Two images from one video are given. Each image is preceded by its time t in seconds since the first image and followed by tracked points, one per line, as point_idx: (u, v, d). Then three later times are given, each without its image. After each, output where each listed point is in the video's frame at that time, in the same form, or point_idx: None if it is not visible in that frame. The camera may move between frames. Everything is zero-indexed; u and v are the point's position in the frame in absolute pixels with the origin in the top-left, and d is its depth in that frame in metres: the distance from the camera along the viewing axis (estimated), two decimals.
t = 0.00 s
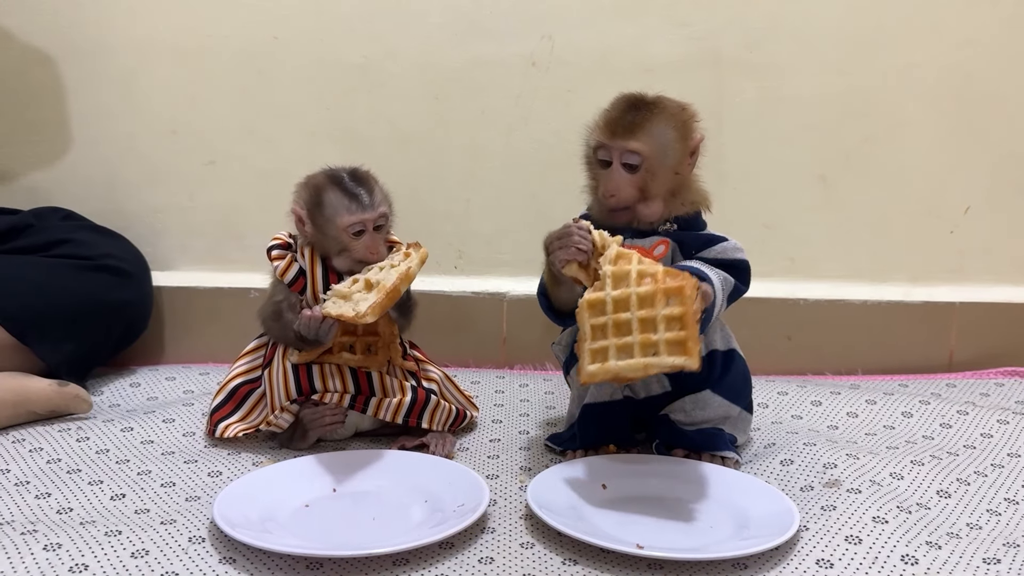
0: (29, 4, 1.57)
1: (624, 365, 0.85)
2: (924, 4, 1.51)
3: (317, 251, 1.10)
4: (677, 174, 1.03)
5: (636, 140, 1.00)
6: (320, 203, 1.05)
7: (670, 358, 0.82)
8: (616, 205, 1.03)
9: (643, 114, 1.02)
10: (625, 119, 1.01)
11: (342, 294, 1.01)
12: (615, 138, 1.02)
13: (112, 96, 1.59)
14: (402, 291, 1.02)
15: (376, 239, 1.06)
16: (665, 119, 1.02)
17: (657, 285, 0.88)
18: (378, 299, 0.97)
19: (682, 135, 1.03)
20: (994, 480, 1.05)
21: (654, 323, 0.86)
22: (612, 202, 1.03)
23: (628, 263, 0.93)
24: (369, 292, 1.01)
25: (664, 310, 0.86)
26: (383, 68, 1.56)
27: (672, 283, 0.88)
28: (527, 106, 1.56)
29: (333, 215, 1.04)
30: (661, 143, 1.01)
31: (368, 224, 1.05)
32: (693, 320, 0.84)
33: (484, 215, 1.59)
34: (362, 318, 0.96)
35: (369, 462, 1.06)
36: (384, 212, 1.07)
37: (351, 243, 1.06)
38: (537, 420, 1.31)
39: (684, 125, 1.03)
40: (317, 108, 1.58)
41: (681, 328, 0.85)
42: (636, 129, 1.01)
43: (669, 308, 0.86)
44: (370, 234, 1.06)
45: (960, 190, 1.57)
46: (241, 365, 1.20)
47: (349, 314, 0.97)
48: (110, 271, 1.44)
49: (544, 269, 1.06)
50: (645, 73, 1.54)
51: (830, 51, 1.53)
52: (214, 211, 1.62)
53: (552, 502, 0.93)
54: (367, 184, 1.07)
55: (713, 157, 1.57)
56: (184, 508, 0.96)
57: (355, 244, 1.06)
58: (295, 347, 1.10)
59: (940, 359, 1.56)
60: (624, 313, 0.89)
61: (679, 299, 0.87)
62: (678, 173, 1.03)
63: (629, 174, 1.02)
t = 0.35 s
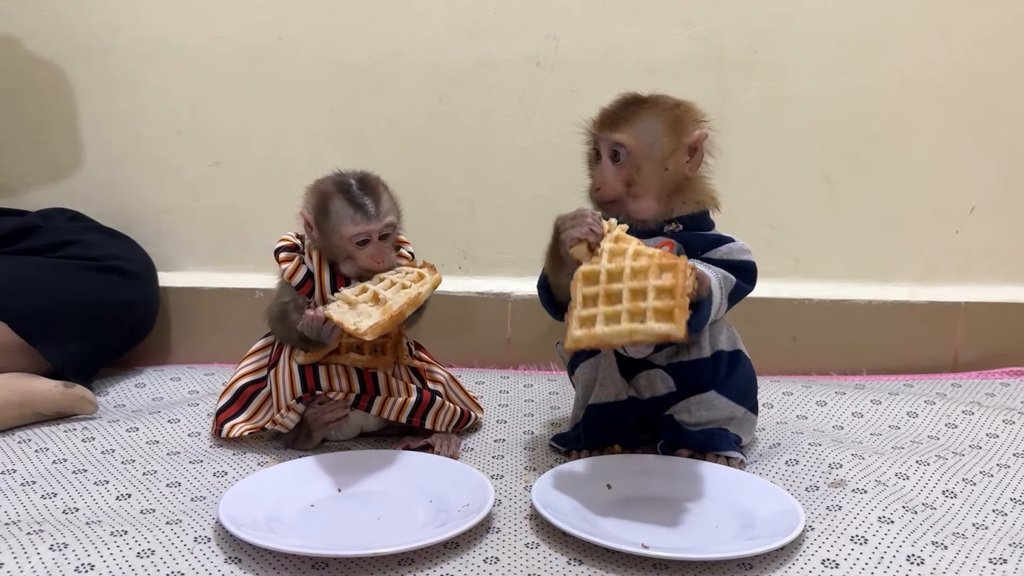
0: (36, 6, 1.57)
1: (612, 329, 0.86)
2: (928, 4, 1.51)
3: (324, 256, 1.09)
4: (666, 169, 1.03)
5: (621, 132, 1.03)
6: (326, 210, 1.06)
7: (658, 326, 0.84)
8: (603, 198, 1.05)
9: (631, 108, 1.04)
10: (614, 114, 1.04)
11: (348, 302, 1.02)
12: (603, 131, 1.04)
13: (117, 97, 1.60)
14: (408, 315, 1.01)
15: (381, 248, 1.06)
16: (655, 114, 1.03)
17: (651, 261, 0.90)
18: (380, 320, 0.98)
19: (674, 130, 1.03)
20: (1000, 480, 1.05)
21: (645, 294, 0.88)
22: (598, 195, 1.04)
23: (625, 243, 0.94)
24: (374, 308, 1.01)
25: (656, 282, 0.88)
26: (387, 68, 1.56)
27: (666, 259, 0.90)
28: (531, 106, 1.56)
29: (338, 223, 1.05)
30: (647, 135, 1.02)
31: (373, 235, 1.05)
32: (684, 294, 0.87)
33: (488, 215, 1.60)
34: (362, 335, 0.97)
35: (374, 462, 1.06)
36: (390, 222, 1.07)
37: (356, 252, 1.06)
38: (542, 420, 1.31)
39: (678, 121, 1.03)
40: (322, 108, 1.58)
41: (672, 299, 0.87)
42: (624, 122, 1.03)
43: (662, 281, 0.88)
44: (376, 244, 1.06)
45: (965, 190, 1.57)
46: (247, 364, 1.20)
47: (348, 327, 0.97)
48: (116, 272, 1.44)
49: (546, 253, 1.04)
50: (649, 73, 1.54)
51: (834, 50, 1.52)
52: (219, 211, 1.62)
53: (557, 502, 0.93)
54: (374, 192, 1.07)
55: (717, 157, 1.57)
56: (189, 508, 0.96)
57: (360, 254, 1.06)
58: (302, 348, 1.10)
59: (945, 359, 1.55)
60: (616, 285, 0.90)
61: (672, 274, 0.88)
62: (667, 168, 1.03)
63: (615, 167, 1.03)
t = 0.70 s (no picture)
0: (41, 7, 1.58)
1: (592, 316, 0.87)
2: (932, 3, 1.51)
3: (328, 254, 1.10)
4: (665, 170, 1.03)
5: (620, 130, 1.03)
6: (327, 205, 1.06)
7: (634, 314, 0.84)
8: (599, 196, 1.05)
9: (631, 108, 1.04)
10: (615, 113, 1.05)
11: (352, 293, 1.02)
12: (604, 129, 1.05)
13: (121, 99, 1.60)
14: (410, 294, 1.01)
15: (381, 243, 1.06)
16: (656, 114, 1.04)
17: (641, 248, 0.89)
18: (384, 298, 0.97)
19: (673, 130, 1.03)
20: (1004, 480, 1.04)
21: (627, 282, 0.88)
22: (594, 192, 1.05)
23: (619, 230, 0.94)
24: (376, 292, 1.01)
25: (639, 270, 0.87)
26: (391, 69, 1.56)
27: (654, 247, 0.89)
28: (534, 106, 1.56)
29: (338, 218, 1.05)
30: (646, 134, 1.03)
31: (371, 229, 1.05)
32: (665, 281, 0.85)
33: (492, 215, 1.60)
34: (365, 316, 0.96)
35: (377, 462, 1.06)
36: (389, 216, 1.06)
37: (356, 247, 1.06)
38: (545, 420, 1.31)
39: (678, 122, 1.03)
40: (325, 109, 1.58)
41: (653, 287, 0.85)
42: (624, 121, 1.04)
43: (645, 269, 0.87)
44: (375, 239, 1.06)
45: (969, 190, 1.56)
46: (251, 365, 1.21)
47: (352, 311, 0.97)
48: (120, 273, 1.44)
49: (549, 240, 1.05)
50: (652, 73, 1.54)
51: (838, 50, 1.52)
52: (222, 212, 1.62)
53: (560, 502, 0.93)
54: (375, 188, 1.07)
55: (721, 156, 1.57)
56: (192, 508, 0.96)
57: (360, 248, 1.06)
58: (304, 347, 1.10)
59: (949, 359, 1.55)
60: (604, 272, 0.91)
61: (655, 261, 0.87)
62: (666, 169, 1.03)
63: (613, 165, 1.04)
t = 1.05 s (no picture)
0: (44, 8, 1.58)
1: (601, 332, 0.87)
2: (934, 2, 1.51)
3: (326, 257, 1.10)
4: (655, 165, 1.04)
5: (616, 121, 1.06)
6: (321, 204, 1.07)
7: (644, 330, 0.84)
8: (589, 184, 1.06)
9: (632, 106, 1.06)
10: (617, 106, 1.07)
11: (348, 289, 1.03)
12: (603, 121, 1.08)
13: (125, 99, 1.60)
14: (403, 298, 1.00)
15: (366, 246, 1.05)
16: (656, 112, 1.05)
17: (644, 260, 0.89)
18: (372, 298, 0.97)
19: (670, 128, 1.04)
20: (1008, 479, 1.04)
21: (634, 295, 0.88)
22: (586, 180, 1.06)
23: (621, 242, 0.94)
24: (370, 293, 1.01)
25: (644, 284, 0.87)
26: (393, 69, 1.57)
27: (658, 259, 0.89)
28: (536, 106, 1.57)
29: (328, 218, 1.05)
30: (640, 128, 1.04)
31: (358, 232, 1.04)
32: (672, 294, 0.86)
33: (494, 215, 1.60)
34: (350, 313, 0.96)
35: (380, 462, 1.06)
36: (378, 221, 1.05)
37: (343, 249, 1.06)
38: (548, 420, 1.31)
39: (675, 120, 1.04)
40: (328, 109, 1.59)
41: (660, 301, 0.86)
42: (623, 114, 1.06)
43: (651, 282, 0.87)
44: (360, 242, 1.04)
45: (971, 189, 1.56)
46: (253, 366, 1.20)
47: (340, 308, 0.97)
48: (123, 273, 1.45)
49: (549, 245, 1.06)
50: (655, 72, 1.55)
51: (840, 49, 1.52)
52: (225, 212, 1.63)
53: (564, 501, 0.93)
54: (369, 189, 1.06)
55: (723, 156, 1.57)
56: (195, 508, 0.96)
57: (345, 250, 1.05)
58: (306, 346, 1.11)
59: (953, 359, 1.55)
60: (608, 285, 0.91)
61: (661, 274, 0.87)
62: (655, 164, 1.04)
63: (605, 155, 1.06)
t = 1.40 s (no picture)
0: (44, 8, 1.58)
1: (618, 353, 0.86)
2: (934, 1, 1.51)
3: (322, 260, 1.10)
4: (697, 168, 1.04)
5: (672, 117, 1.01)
6: (309, 207, 1.07)
7: (661, 348, 0.84)
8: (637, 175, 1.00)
9: (676, 103, 1.03)
10: (661, 98, 1.03)
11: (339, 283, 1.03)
12: (651, 111, 1.02)
13: (125, 100, 1.60)
14: (391, 273, 0.98)
15: (355, 248, 1.05)
16: (697, 113, 1.04)
17: (651, 276, 0.89)
18: (358, 270, 0.97)
19: (707, 132, 1.05)
20: (1009, 477, 1.04)
21: (646, 313, 0.87)
22: (636, 170, 0.99)
23: (625, 257, 0.93)
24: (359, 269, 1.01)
25: (655, 300, 0.87)
26: (393, 69, 1.57)
27: (665, 273, 0.88)
28: (537, 106, 1.57)
29: (315, 221, 1.06)
30: (693, 128, 1.02)
31: (345, 234, 1.04)
32: (685, 309, 0.86)
33: (494, 215, 1.60)
34: (340, 290, 0.97)
35: (380, 462, 1.06)
36: (365, 222, 1.05)
37: (332, 251, 1.06)
38: (548, 419, 1.31)
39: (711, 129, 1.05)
40: (329, 109, 1.59)
41: (674, 317, 0.86)
42: (679, 113, 1.02)
43: (662, 298, 0.87)
44: (349, 244, 1.04)
45: (972, 188, 1.56)
46: (252, 368, 1.20)
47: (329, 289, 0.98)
48: (124, 273, 1.44)
49: (549, 252, 1.07)
50: (655, 72, 1.55)
51: (840, 49, 1.53)
52: (226, 212, 1.63)
53: (565, 500, 0.93)
54: (355, 191, 1.06)
55: (723, 155, 1.57)
56: (196, 508, 0.96)
57: (335, 252, 1.06)
58: (303, 348, 1.11)
59: (953, 358, 1.55)
60: (617, 303, 0.90)
61: (671, 289, 0.87)
62: (698, 168, 1.04)
63: (662, 150, 1.00)
